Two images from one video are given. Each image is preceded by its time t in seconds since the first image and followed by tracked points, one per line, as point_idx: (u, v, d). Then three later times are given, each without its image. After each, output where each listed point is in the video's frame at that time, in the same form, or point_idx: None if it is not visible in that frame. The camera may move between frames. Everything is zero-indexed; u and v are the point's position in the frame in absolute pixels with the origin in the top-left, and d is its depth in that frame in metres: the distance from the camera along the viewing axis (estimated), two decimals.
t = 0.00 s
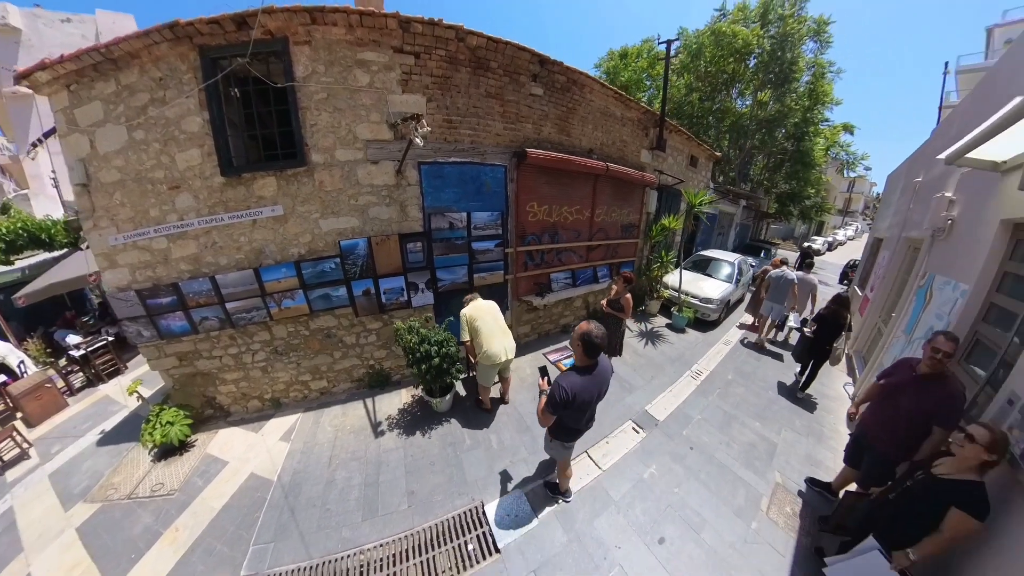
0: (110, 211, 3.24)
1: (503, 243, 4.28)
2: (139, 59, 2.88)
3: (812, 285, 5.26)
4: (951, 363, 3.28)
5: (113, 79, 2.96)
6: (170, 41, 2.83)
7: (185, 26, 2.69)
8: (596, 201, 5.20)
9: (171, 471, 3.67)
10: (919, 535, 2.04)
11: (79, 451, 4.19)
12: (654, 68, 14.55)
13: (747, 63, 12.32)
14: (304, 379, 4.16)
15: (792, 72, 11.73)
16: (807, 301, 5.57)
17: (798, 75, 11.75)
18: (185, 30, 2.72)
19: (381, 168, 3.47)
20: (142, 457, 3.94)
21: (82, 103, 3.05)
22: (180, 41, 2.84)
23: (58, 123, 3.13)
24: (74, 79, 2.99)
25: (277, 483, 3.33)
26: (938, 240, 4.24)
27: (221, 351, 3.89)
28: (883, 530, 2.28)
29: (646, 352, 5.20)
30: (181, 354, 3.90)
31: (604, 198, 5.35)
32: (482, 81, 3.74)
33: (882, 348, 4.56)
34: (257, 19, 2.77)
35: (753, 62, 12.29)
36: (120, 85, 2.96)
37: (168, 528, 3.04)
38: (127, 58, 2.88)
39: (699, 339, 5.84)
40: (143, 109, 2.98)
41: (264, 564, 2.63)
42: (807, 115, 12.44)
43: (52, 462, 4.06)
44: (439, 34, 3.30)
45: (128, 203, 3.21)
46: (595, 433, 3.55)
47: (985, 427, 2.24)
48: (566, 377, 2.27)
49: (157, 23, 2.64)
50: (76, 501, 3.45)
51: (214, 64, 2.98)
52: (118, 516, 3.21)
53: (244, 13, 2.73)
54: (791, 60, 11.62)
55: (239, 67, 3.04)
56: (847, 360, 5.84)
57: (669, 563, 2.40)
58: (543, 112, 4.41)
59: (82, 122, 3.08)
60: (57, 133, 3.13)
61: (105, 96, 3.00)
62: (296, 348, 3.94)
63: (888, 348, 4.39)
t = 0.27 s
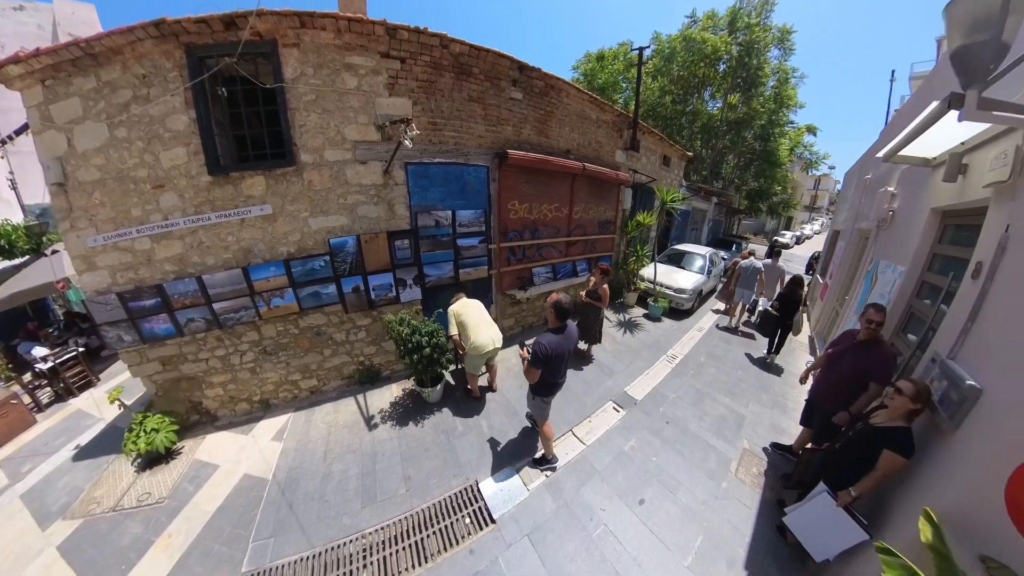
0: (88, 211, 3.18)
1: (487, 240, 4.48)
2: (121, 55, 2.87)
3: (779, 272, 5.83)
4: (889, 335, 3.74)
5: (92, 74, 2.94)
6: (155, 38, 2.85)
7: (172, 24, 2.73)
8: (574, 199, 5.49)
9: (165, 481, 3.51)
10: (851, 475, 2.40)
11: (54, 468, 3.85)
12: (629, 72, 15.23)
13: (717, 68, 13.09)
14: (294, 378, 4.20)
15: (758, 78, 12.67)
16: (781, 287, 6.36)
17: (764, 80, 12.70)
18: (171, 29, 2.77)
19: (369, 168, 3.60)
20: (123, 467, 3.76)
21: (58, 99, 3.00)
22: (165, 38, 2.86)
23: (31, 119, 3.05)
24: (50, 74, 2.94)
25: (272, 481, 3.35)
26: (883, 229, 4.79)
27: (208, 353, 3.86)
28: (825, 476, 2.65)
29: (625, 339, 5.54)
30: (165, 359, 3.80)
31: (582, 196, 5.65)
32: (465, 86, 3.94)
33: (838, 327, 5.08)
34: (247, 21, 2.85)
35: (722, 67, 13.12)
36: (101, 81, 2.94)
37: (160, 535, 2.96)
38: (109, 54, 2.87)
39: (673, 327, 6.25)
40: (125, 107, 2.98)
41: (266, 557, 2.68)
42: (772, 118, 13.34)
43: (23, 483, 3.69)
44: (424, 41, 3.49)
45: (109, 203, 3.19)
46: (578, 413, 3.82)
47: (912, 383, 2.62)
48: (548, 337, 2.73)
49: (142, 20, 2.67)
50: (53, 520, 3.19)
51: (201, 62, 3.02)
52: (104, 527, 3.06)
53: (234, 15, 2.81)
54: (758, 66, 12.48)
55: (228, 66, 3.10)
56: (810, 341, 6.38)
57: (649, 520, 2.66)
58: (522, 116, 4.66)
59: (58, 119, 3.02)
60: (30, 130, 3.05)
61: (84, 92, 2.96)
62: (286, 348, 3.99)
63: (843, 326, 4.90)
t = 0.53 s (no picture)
0: (76, 217, 3.12)
1: (474, 240, 4.69)
2: (112, 59, 2.89)
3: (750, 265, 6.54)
4: (836, 319, 4.23)
5: (79, 77, 2.92)
6: (147, 42, 2.89)
7: (165, 29, 2.82)
8: (556, 201, 5.78)
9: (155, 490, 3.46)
10: (801, 437, 2.79)
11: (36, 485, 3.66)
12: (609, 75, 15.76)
13: (693, 72, 13.72)
14: (288, 380, 4.28)
15: (731, 84, 13.50)
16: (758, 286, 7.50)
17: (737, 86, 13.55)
18: (164, 34, 2.85)
19: (361, 173, 3.76)
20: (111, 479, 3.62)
21: (42, 102, 2.93)
22: (159, 43, 2.92)
23: (12, 121, 2.94)
24: (32, 75, 2.86)
25: (273, 480, 3.43)
26: (839, 225, 5.33)
27: (199, 359, 3.85)
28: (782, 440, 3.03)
29: (607, 332, 5.87)
30: (154, 366, 3.74)
31: (564, 197, 5.95)
32: (452, 94, 4.15)
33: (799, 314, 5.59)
34: (242, 29, 2.95)
35: (698, 72, 13.82)
36: (89, 84, 2.93)
37: (158, 543, 2.93)
38: (98, 57, 2.88)
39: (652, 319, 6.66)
40: (116, 111, 2.99)
41: (274, 553, 2.78)
42: (745, 121, 14.12)
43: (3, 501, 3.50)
44: (413, 52, 3.68)
45: (96, 207, 3.14)
46: (566, 400, 4.09)
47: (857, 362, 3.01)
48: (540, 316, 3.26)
49: (135, 25, 2.73)
50: (43, 537, 3.06)
51: (192, 68, 3.08)
52: (98, 542, 2.97)
53: (229, 23, 2.91)
54: (731, 72, 13.31)
55: (220, 71, 3.18)
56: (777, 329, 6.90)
57: (633, 489, 2.96)
58: (506, 122, 4.90)
59: (42, 122, 2.95)
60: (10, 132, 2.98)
61: (70, 95, 2.93)
62: (280, 350, 4.08)
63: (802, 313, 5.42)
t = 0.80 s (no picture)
0: (71, 216, 3.12)
1: (468, 238, 4.93)
2: (111, 57, 2.92)
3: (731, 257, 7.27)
4: (804, 306, 4.62)
5: (75, 74, 2.92)
6: (148, 42, 2.95)
7: (167, 29, 2.90)
8: (546, 200, 6.03)
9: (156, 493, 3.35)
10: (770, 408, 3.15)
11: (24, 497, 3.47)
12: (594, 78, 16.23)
13: (676, 76, 14.28)
14: (288, 379, 4.36)
15: (713, 86, 14.11)
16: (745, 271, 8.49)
17: (718, 89, 14.18)
18: (166, 34, 2.92)
19: (361, 173, 3.97)
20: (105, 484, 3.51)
21: (34, 97, 2.89)
22: (160, 43, 2.98)
23: None
24: (24, 70, 2.83)
25: (279, 475, 3.49)
26: (811, 221, 5.77)
27: (196, 359, 3.82)
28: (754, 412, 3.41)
29: (596, 325, 6.17)
30: (150, 368, 3.66)
31: (554, 197, 6.22)
32: (447, 98, 4.36)
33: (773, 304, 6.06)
34: (243, 31, 3.06)
35: (681, 75, 14.42)
36: (86, 82, 2.94)
37: (162, 546, 2.87)
38: (96, 55, 2.90)
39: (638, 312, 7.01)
40: (115, 109, 3.02)
41: (284, 544, 2.82)
42: (724, 122, 14.60)
43: None
44: (410, 57, 3.89)
45: (95, 208, 3.16)
46: (561, 388, 4.35)
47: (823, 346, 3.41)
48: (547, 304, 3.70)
49: (136, 24, 2.79)
50: (41, 549, 2.90)
51: (192, 67, 3.16)
52: (99, 549, 2.85)
53: (231, 25, 3.03)
54: (712, 76, 13.96)
55: (219, 71, 3.26)
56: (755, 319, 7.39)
57: (624, 463, 3.26)
58: (499, 125, 5.12)
59: (33, 118, 2.91)
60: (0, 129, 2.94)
61: (66, 92, 2.93)
62: (279, 348, 4.16)
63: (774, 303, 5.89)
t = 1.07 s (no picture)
0: (61, 219, 3.06)
1: (460, 238, 5.17)
2: (104, 58, 2.94)
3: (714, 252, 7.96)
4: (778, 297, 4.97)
5: (65, 74, 2.91)
6: (142, 43, 3.00)
7: (162, 31, 2.95)
8: (534, 200, 6.25)
9: (154, 499, 3.34)
10: (742, 388, 3.42)
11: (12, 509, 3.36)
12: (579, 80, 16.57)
13: (660, 78, 14.68)
14: (284, 379, 4.43)
15: (695, 88, 14.56)
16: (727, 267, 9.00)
17: (700, 91, 14.63)
18: (160, 36, 2.97)
19: (356, 175, 4.18)
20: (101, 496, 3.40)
21: (22, 97, 2.84)
22: (154, 44, 3.04)
23: None
24: (11, 69, 2.76)
25: (279, 472, 3.55)
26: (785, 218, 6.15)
27: (191, 361, 3.83)
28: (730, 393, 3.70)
29: (584, 319, 6.41)
30: (142, 372, 3.61)
31: (542, 197, 6.45)
32: (438, 102, 4.60)
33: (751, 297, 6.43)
34: (239, 34, 3.19)
35: (664, 77, 14.85)
36: (78, 82, 2.94)
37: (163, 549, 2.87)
38: (88, 55, 2.91)
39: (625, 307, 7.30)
40: (107, 110, 3.04)
41: (290, 537, 2.90)
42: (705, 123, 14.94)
43: None
44: (402, 62, 4.13)
45: (86, 209, 3.13)
46: (552, 378, 4.58)
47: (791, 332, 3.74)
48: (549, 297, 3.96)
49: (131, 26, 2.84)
50: (32, 561, 2.83)
51: (187, 69, 3.23)
52: (98, 556, 2.83)
53: (227, 28, 3.15)
54: (694, 78, 14.42)
55: (214, 73, 3.34)
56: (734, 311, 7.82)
57: (613, 445, 3.51)
58: (488, 127, 5.33)
59: (22, 119, 2.86)
60: None
61: (57, 92, 2.90)
62: (275, 348, 4.25)
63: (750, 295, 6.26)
